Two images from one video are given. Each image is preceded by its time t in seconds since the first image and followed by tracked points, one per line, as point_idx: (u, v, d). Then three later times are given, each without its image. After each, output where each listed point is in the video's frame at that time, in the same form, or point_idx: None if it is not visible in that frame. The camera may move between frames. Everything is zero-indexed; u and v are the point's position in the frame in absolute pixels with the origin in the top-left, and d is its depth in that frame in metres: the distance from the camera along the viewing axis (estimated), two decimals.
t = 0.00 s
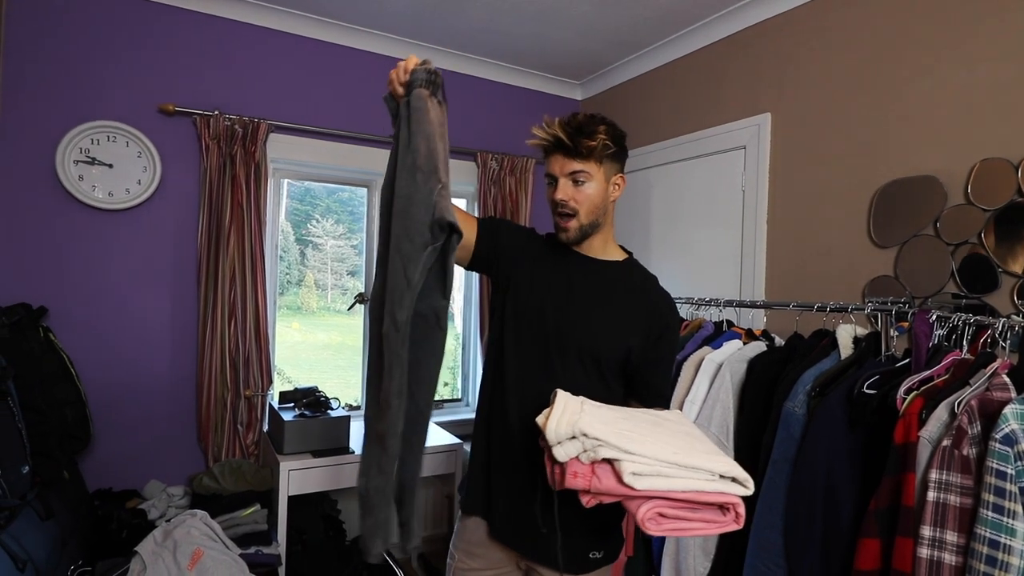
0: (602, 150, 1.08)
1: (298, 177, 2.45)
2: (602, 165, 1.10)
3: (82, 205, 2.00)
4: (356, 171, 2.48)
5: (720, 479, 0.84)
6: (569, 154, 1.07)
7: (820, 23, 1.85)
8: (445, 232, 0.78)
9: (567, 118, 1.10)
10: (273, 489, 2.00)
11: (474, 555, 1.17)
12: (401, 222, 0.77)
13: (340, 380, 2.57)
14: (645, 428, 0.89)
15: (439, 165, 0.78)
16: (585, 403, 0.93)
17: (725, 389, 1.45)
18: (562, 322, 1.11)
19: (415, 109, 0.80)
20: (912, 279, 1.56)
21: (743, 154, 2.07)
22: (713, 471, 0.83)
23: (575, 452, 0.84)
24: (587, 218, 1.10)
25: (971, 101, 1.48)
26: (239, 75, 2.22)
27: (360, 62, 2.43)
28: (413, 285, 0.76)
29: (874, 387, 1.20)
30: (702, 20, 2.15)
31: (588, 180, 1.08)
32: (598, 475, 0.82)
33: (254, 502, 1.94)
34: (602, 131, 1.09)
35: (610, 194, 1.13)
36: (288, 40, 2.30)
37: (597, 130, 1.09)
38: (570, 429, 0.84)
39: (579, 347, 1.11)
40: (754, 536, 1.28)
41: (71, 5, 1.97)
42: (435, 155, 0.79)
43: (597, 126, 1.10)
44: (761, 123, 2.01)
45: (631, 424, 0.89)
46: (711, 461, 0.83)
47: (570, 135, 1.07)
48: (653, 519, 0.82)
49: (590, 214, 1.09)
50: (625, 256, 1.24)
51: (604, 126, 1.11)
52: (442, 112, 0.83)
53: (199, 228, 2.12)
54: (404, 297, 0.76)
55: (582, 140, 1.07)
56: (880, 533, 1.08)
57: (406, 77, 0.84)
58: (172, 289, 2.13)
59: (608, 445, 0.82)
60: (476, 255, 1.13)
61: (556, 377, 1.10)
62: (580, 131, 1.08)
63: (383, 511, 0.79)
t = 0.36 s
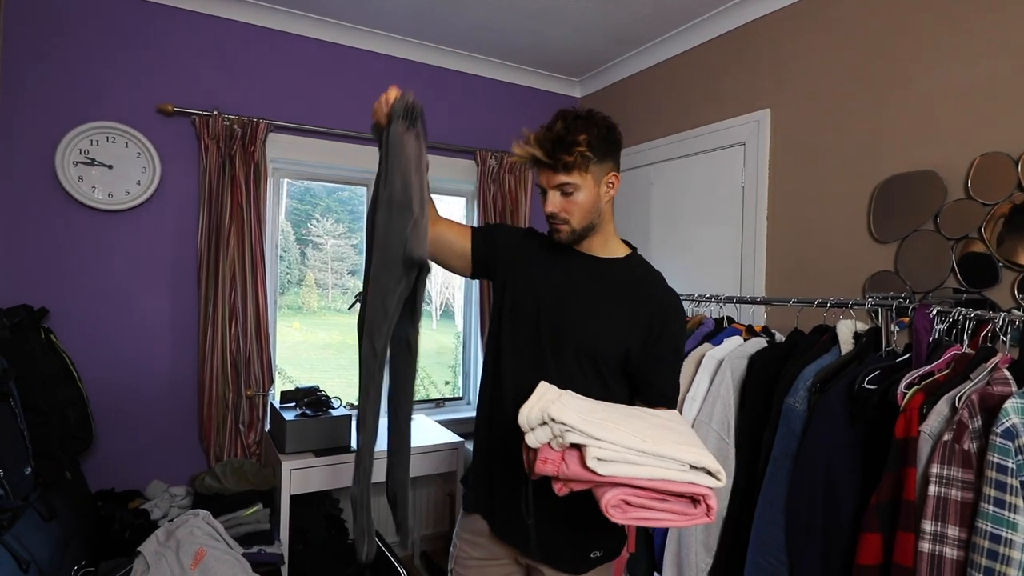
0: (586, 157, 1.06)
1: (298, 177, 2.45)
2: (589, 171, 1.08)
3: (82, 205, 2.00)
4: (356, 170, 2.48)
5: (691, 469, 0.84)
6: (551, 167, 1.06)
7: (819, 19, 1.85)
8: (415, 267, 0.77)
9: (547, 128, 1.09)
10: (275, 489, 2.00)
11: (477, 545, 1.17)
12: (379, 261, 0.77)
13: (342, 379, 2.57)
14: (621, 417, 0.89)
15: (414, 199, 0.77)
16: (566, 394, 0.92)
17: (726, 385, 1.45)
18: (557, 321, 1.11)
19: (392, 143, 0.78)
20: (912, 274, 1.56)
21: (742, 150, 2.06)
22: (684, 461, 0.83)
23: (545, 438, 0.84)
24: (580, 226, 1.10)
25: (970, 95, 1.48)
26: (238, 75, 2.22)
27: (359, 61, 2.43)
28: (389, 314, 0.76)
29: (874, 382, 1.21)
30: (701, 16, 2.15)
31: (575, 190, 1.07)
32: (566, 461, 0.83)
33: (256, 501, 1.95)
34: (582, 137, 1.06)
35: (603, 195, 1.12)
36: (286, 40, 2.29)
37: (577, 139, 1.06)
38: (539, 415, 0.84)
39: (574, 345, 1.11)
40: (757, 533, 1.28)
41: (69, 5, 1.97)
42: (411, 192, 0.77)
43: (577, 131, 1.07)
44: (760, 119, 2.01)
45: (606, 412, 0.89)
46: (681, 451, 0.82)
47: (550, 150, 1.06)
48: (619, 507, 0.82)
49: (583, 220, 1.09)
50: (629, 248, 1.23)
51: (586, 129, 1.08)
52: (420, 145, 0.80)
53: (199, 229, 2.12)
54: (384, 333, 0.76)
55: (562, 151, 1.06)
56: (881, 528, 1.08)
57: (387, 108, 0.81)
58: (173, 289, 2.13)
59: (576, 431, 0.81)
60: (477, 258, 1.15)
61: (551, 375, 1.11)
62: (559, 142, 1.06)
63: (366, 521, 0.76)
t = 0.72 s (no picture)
0: (561, 175, 1.07)
1: (293, 183, 2.45)
2: (565, 188, 1.08)
3: (76, 214, 1.99)
4: (351, 175, 2.48)
5: (675, 481, 0.85)
6: (526, 186, 1.08)
7: (810, 21, 1.86)
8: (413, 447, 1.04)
9: (523, 146, 1.10)
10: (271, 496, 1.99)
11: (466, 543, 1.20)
12: (391, 435, 1.04)
13: (339, 385, 2.57)
14: (607, 426, 0.89)
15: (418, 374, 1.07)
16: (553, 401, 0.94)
17: (722, 386, 1.45)
18: (540, 332, 1.13)
19: (404, 323, 1.09)
20: (904, 273, 1.57)
21: (735, 152, 2.07)
22: (666, 473, 0.84)
23: (530, 450, 0.86)
24: (557, 240, 1.12)
25: (959, 95, 1.49)
26: (232, 82, 2.22)
27: (352, 67, 2.43)
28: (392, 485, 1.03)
29: (868, 382, 1.21)
30: (693, 19, 2.16)
31: (551, 208, 1.08)
32: (550, 473, 0.84)
33: (252, 509, 1.94)
34: (558, 156, 1.07)
35: (582, 208, 1.12)
36: (279, 46, 2.30)
37: (552, 157, 1.06)
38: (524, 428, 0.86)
39: (558, 356, 1.11)
40: (754, 533, 1.28)
41: (61, 14, 1.97)
42: (417, 368, 1.08)
43: (553, 149, 1.07)
44: (752, 121, 2.02)
45: (593, 420, 0.90)
46: (664, 463, 0.83)
47: (524, 170, 1.07)
48: (602, 519, 0.83)
49: (560, 233, 1.11)
50: (616, 251, 1.22)
51: (563, 146, 1.08)
52: (426, 320, 1.10)
53: (194, 236, 2.12)
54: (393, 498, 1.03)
55: (536, 171, 1.07)
56: (877, 527, 1.08)
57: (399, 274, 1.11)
58: (168, 297, 2.13)
59: (559, 444, 0.83)
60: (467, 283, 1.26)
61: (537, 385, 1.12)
62: (533, 161, 1.07)
63: None
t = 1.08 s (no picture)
0: (504, 180, 1.06)
1: (287, 184, 2.45)
2: (512, 192, 1.07)
3: (67, 214, 1.98)
4: (345, 176, 2.47)
5: (631, 456, 0.85)
6: (472, 194, 1.08)
7: (802, 24, 1.87)
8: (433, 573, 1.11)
9: (468, 152, 1.09)
10: (264, 498, 1.99)
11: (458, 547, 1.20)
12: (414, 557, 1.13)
13: (333, 386, 2.56)
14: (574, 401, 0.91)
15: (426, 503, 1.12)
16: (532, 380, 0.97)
17: (714, 387, 1.45)
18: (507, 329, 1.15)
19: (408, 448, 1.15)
20: (896, 275, 1.58)
21: (728, 154, 2.08)
22: (621, 447, 0.85)
23: (499, 424, 0.91)
24: (510, 243, 1.12)
25: (950, 97, 1.50)
26: (225, 82, 2.21)
27: (347, 68, 2.43)
28: None
29: (860, 382, 1.22)
30: (686, 21, 2.17)
31: (498, 212, 1.08)
32: (512, 444, 0.87)
33: (246, 511, 1.93)
34: (498, 161, 1.06)
35: (532, 210, 1.11)
36: (273, 47, 2.29)
37: (493, 163, 1.06)
38: (493, 400, 0.90)
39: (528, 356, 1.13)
40: (747, 534, 1.29)
41: (53, 13, 1.96)
42: (426, 491, 1.13)
43: (493, 155, 1.06)
44: (745, 123, 2.03)
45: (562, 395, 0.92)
46: (620, 437, 0.85)
47: (467, 177, 1.08)
48: (559, 489, 0.85)
49: (512, 236, 1.11)
50: (577, 245, 1.22)
51: (505, 149, 1.07)
52: (428, 441, 1.15)
53: (187, 236, 2.11)
54: None
55: (478, 179, 1.06)
56: (868, 527, 1.09)
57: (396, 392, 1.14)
58: (161, 298, 2.12)
59: (520, 416, 0.86)
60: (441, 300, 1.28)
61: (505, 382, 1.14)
62: (474, 169, 1.07)
63: None
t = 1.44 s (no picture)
0: (458, 171, 1.11)
1: (282, 184, 2.44)
2: (467, 183, 1.12)
3: (61, 214, 1.97)
4: (340, 176, 2.47)
5: (604, 420, 0.95)
6: (429, 186, 1.13)
7: (795, 27, 1.88)
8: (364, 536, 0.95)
9: (423, 148, 1.14)
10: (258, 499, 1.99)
11: (438, 549, 1.18)
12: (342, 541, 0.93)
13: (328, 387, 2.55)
14: (544, 378, 0.99)
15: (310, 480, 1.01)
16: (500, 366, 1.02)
17: (709, 388, 1.46)
18: (478, 320, 1.16)
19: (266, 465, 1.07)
20: (889, 277, 1.59)
21: (722, 156, 2.09)
22: (596, 413, 0.94)
23: (478, 406, 0.94)
24: (469, 234, 1.15)
25: (943, 101, 1.51)
26: (221, 82, 2.21)
27: (343, 68, 2.43)
28: None
29: (853, 384, 1.23)
30: (681, 24, 2.19)
31: (455, 203, 1.13)
32: (494, 422, 0.93)
33: (239, 512, 1.95)
34: (451, 153, 1.11)
35: (488, 202, 1.15)
36: (269, 47, 2.29)
37: (447, 155, 1.11)
38: (469, 386, 0.94)
39: (496, 342, 1.14)
40: (741, 535, 1.29)
41: (46, 12, 1.95)
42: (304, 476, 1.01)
43: (446, 148, 1.12)
44: (740, 125, 2.04)
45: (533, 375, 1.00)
46: (594, 404, 0.94)
47: (423, 170, 1.12)
48: (543, 458, 0.92)
49: (471, 227, 1.15)
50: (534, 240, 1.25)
51: (457, 142, 1.12)
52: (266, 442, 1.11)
53: (181, 236, 2.10)
54: None
55: (434, 171, 1.11)
56: (862, 528, 1.10)
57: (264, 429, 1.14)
58: (154, 298, 2.11)
59: (501, 395, 0.92)
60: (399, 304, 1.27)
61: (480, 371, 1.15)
62: (429, 162, 1.12)
63: None
